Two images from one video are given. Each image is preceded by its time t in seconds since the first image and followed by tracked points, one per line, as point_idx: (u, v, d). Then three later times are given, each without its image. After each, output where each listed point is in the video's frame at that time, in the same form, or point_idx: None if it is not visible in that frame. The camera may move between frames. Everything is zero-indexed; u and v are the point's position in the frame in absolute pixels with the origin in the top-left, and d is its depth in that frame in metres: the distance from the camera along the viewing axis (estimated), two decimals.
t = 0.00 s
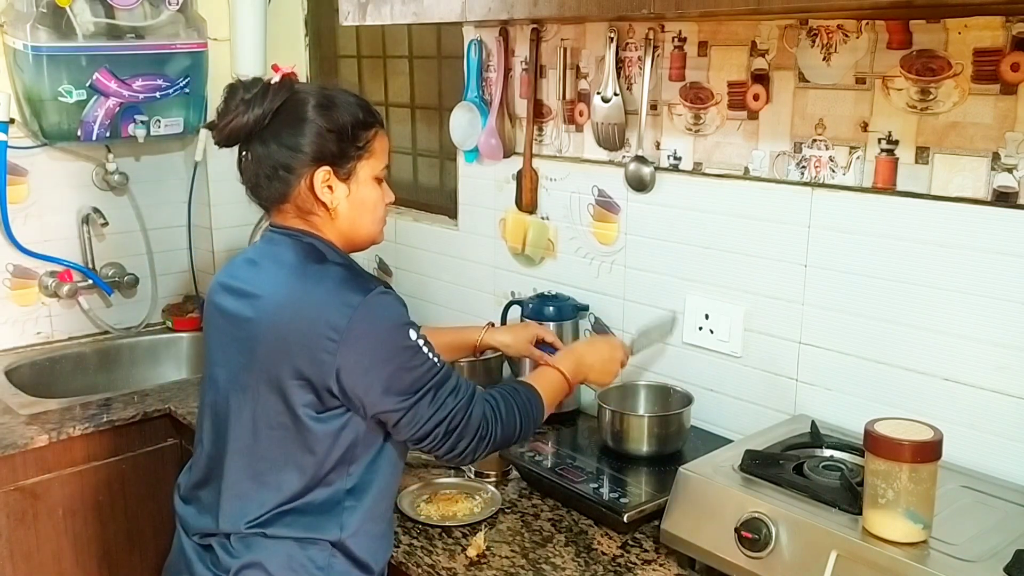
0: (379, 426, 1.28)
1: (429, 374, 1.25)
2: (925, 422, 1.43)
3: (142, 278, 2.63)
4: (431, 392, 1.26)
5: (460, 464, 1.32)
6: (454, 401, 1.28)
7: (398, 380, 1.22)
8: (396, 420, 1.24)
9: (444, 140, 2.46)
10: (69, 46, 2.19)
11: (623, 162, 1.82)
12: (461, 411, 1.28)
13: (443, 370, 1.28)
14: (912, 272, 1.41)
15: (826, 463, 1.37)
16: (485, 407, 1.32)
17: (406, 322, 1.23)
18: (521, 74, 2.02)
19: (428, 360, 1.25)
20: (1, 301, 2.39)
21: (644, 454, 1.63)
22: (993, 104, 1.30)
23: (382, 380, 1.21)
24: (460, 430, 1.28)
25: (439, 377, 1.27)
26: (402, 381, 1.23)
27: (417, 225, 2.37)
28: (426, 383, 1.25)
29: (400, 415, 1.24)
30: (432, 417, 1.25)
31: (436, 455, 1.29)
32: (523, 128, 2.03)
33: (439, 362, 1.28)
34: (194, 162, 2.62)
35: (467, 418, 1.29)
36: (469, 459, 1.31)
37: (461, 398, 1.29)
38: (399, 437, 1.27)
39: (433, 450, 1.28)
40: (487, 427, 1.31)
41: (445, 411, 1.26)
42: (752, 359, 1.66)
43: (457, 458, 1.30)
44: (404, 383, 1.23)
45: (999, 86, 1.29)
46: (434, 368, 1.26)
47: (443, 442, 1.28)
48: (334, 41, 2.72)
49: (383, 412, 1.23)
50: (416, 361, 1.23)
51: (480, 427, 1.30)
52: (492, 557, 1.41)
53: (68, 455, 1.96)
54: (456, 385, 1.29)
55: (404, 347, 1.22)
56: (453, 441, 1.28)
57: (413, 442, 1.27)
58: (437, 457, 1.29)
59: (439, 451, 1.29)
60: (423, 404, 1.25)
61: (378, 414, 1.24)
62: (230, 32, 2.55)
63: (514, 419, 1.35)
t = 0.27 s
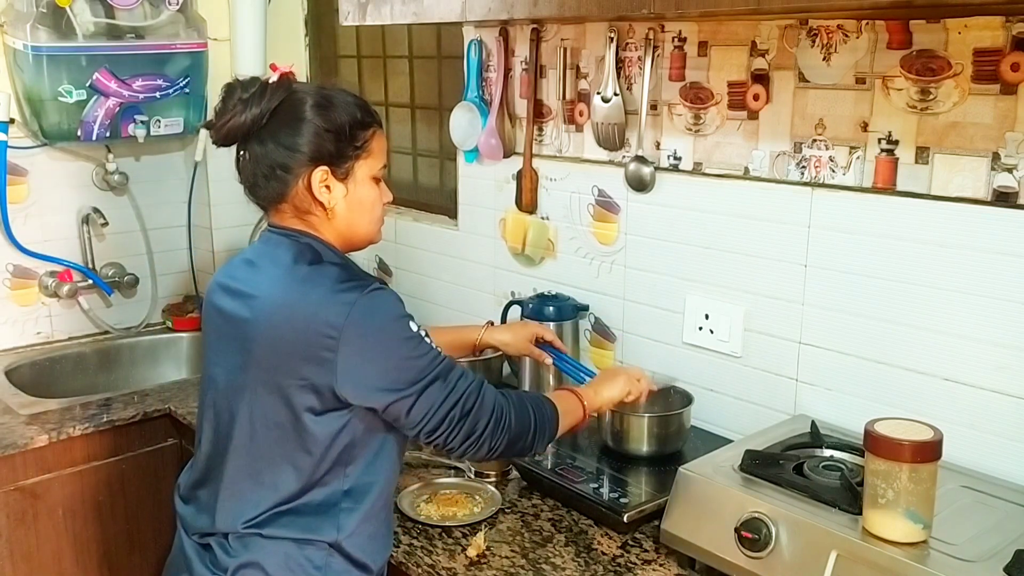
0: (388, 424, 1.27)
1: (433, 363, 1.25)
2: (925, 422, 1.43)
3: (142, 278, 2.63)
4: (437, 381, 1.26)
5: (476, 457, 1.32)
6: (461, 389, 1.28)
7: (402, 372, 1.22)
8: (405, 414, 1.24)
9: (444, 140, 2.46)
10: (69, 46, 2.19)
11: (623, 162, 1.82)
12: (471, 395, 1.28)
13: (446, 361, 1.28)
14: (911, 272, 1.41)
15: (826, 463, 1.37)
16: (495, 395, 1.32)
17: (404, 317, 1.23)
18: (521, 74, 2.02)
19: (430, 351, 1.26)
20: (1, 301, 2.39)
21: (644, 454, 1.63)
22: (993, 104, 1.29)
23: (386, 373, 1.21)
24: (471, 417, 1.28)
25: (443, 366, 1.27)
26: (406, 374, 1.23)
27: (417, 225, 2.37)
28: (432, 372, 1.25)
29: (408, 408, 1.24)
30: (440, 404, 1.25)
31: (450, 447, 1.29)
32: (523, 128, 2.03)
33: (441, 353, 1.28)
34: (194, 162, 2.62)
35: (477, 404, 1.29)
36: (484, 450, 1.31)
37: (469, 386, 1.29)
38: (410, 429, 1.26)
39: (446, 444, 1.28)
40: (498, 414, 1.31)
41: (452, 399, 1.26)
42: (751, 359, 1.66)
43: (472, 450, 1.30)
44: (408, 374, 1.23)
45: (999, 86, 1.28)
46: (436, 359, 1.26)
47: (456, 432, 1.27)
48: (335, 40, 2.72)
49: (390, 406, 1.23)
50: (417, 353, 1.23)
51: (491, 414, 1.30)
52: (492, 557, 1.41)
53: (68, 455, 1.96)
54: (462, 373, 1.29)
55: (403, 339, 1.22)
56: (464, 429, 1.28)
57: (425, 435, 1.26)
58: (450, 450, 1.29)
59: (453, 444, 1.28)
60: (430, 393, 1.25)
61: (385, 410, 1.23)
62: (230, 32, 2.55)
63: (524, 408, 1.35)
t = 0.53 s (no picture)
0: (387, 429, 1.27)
1: (428, 367, 1.25)
2: (925, 422, 1.43)
3: (142, 278, 2.63)
4: (434, 385, 1.25)
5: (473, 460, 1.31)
6: (458, 393, 1.27)
7: (397, 376, 1.22)
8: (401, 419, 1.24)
9: (444, 140, 2.46)
10: (69, 46, 2.19)
11: (623, 162, 1.82)
12: (467, 399, 1.28)
13: (443, 364, 1.28)
14: (911, 272, 1.41)
15: (826, 463, 1.37)
16: (493, 399, 1.31)
17: (400, 321, 1.23)
18: (521, 74, 2.02)
19: (426, 355, 1.25)
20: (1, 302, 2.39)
21: (644, 454, 1.63)
22: (993, 104, 1.29)
23: (381, 377, 1.21)
24: (467, 422, 1.27)
25: (441, 370, 1.27)
26: (401, 378, 1.22)
27: (417, 225, 2.37)
28: (427, 377, 1.25)
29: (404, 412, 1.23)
30: (439, 408, 1.25)
31: (449, 450, 1.28)
32: (523, 128, 2.03)
33: (437, 357, 1.27)
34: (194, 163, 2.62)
35: (475, 408, 1.28)
36: (482, 453, 1.30)
37: (467, 390, 1.28)
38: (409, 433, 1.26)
39: (443, 447, 1.28)
40: (497, 417, 1.31)
41: (450, 403, 1.26)
42: (752, 359, 1.66)
43: (470, 453, 1.29)
44: (403, 379, 1.22)
45: (999, 86, 1.28)
46: (432, 364, 1.26)
47: (452, 436, 1.27)
48: (335, 41, 2.72)
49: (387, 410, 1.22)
50: (413, 357, 1.23)
51: (488, 418, 1.30)
52: (492, 557, 1.41)
53: (68, 455, 1.96)
54: (458, 377, 1.29)
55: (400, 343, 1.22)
56: (462, 432, 1.27)
57: (423, 439, 1.26)
58: (447, 454, 1.28)
59: (450, 448, 1.28)
60: (426, 398, 1.24)
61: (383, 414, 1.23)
62: (230, 32, 2.55)
63: (522, 412, 1.34)
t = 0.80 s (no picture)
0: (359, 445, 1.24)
1: (410, 392, 1.22)
2: (925, 422, 1.43)
3: (142, 278, 2.63)
4: (410, 410, 1.22)
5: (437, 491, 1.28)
6: (433, 423, 1.23)
7: (375, 394, 1.19)
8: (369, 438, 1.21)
9: (444, 140, 2.46)
10: (69, 46, 2.19)
11: (623, 162, 1.82)
12: (443, 430, 1.24)
13: (426, 391, 1.24)
14: (911, 272, 1.41)
15: (826, 463, 1.37)
16: (466, 433, 1.28)
17: (389, 338, 1.21)
18: (520, 74, 2.02)
19: (411, 380, 1.22)
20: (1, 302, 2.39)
21: (644, 454, 1.63)
22: (993, 104, 1.29)
23: (360, 392, 1.19)
24: (438, 454, 1.24)
25: (423, 397, 1.23)
26: (380, 396, 1.20)
27: (417, 225, 2.37)
28: (406, 402, 1.21)
29: (374, 432, 1.20)
30: (410, 434, 1.21)
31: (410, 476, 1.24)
32: (523, 128, 2.03)
33: (425, 380, 1.24)
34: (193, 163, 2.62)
35: (447, 442, 1.24)
36: (447, 485, 1.27)
37: (442, 421, 1.24)
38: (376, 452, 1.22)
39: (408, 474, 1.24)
40: (467, 451, 1.27)
41: (423, 433, 1.22)
42: (752, 359, 1.66)
43: (437, 482, 1.26)
44: (381, 399, 1.20)
45: (999, 86, 1.28)
46: (417, 388, 1.23)
47: (420, 463, 1.23)
48: (334, 40, 2.72)
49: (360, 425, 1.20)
50: (396, 378, 1.20)
51: (460, 451, 1.26)
52: (492, 557, 1.41)
53: (68, 455, 1.96)
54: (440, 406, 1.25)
55: (385, 361, 1.20)
56: (428, 466, 1.23)
57: (387, 459, 1.23)
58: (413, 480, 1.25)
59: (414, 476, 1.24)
60: (399, 423, 1.21)
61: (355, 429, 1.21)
62: (230, 32, 2.55)
63: (495, 442, 1.31)
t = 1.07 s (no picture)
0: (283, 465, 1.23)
1: (339, 424, 1.19)
2: (926, 421, 1.43)
3: (142, 278, 2.63)
4: (333, 443, 1.19)
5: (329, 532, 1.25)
6: (351, 461, 1.21)
7: (303, 419, 1.18)
8: (286, 461, 1.19)
9: (444, 140, 2.46)
10: (69, 46, 2.19)
11: (623, 162, 1.82)
12: (354, 472, 1.21)
13: (358, 427, 1.22)
14: (911, 272, 1.42)
15: (826, 463, 1.37)
16: (375, 478, 1.26)
17: (334, 361, 1.20)
18: (521, 74, 2.02)
19: (345, 411, 1.20)
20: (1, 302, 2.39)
21: (644, 454, 1.63)
22: (993, 104, 1.29)
23: (289, 413, 1.17)
24: (341, 496, 1.21)
25: (350, 432, 1.21)
26: (307, 422, 1.18)
27: (417, 225, 2.37)
28: (334, 434, 1.19)
29: (291, 457, 1.19)
30: (325, 466, 1.19)
31: (309, 510, 1.22)
32: (523, 128, 2.03)
33: (360, 415, 1.22)
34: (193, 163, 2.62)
35: (358, 484, 1.22)
36: (340, 528, 1.24)
37: (361, 461, 1.22)
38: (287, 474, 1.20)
39: (305, 507, 1.22)
40: (373, 498, 1.25)
41: (341, 469, 1.20)
42: (752, 359, 1.66)
43: (331, 522, 1.23)
44: (308, 425, 1.18)
45: (999, 86, 1.28)
46: (352, 421, 1.21)
47: (320, 499, 1.21)
48: (334, 40, 2.72)
49: (285, 448, 1.19)
50: (332, 405, 1.19)
51: (362, 499, 1.23)
52: (492, 558, 1.41)
53: (68, 455, 1.96)
54: (364, 446, 1.23)
55: (325, 385, 1.18)
56: (332, 503, 1.21)
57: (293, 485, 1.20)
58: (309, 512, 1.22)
59: (310, 510, 1.22)
60: (316, 454, 1.19)
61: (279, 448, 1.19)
62: (230, 32, 2.55)
63: (398, 487, 1.30)
